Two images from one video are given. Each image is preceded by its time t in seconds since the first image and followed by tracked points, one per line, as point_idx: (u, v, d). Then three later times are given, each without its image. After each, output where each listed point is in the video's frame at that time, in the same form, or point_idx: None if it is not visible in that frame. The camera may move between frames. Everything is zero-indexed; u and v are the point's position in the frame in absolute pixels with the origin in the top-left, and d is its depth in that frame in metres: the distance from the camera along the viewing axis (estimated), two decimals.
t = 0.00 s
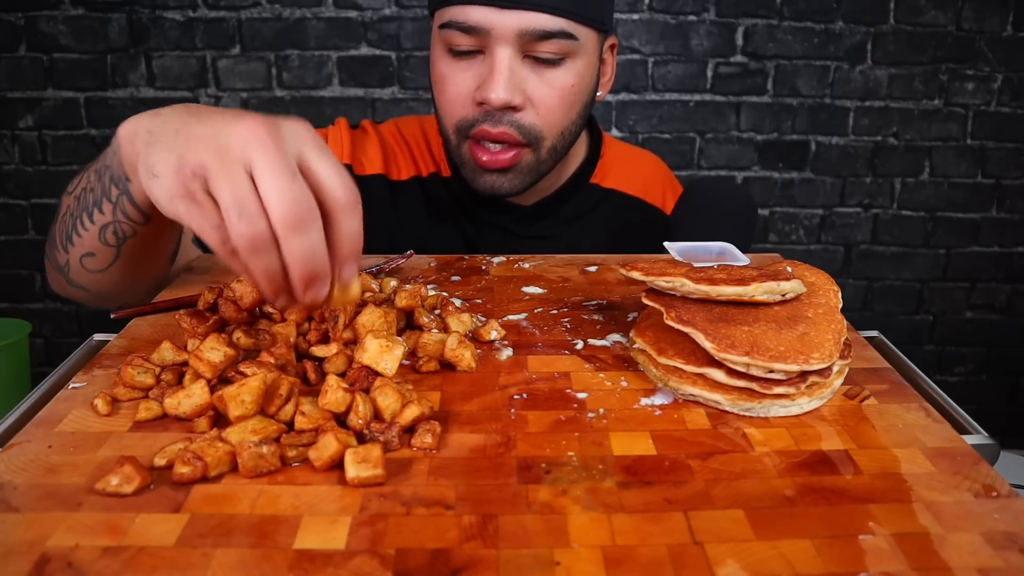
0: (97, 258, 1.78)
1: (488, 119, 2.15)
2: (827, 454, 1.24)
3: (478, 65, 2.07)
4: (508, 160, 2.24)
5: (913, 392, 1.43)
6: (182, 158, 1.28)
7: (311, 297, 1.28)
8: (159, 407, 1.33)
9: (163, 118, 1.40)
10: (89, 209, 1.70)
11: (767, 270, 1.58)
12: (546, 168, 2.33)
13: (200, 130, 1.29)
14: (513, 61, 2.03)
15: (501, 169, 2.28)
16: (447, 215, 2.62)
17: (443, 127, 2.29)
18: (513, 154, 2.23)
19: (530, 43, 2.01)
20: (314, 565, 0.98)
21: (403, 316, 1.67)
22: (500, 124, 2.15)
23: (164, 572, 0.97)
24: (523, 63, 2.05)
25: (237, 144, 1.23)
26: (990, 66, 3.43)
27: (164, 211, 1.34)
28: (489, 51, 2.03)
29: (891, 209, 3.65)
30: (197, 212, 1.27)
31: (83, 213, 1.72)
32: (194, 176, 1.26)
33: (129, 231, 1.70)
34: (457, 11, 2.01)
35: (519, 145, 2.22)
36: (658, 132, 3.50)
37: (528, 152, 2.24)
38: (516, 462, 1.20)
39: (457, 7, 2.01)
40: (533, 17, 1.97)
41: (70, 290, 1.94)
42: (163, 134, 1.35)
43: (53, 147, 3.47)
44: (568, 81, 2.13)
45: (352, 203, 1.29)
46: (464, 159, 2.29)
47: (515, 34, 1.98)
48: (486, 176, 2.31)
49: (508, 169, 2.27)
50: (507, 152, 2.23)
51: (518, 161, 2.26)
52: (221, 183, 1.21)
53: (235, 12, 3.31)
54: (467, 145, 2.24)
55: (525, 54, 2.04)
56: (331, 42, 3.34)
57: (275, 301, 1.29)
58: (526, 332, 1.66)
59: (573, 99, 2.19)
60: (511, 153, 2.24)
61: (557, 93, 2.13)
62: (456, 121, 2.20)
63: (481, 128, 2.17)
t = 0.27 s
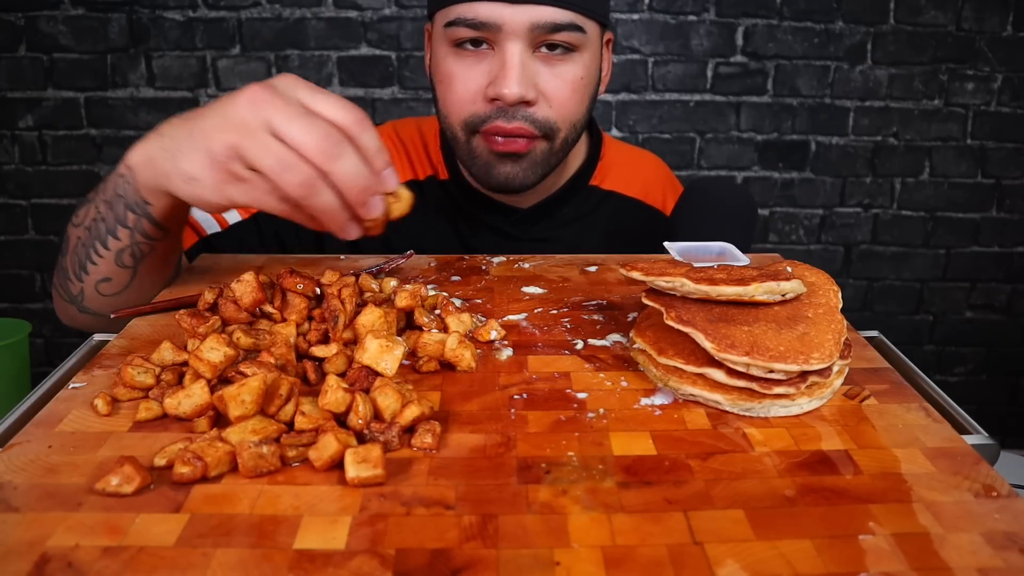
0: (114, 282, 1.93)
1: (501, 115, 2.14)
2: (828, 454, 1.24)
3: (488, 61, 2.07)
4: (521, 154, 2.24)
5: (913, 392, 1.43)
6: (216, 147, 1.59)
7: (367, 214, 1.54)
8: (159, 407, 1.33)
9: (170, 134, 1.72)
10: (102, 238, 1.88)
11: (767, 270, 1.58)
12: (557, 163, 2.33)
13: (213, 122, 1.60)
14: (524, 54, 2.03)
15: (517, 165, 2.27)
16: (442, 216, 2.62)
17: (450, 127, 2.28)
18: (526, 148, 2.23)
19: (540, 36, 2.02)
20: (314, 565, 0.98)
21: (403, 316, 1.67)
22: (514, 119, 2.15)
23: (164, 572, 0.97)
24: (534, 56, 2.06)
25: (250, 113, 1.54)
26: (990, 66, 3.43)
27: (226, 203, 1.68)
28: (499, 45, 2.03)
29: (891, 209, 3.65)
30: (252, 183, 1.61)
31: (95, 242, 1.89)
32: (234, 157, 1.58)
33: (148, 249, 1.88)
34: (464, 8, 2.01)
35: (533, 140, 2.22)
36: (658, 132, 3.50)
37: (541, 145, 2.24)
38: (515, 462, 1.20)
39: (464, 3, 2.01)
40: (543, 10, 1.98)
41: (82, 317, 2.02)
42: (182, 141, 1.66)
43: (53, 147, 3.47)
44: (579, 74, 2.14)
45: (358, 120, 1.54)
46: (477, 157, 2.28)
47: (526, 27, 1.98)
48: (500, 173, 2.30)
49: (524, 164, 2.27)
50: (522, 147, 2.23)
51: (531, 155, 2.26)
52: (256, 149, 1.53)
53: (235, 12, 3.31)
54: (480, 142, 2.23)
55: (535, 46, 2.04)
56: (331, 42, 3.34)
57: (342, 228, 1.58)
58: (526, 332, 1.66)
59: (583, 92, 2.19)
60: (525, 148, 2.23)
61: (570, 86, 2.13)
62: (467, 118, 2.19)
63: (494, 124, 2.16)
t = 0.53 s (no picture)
0: (123, 279, 1.95)
1: (491, 115, 2.14)
2: (828, 454, 1.24)
3: (477, 61, 2.07)
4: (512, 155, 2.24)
5: (913, 392, 1.43)
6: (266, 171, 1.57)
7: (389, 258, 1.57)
8: (159, 407, 1.33)
9: (216, 149, 1.71)
10: (122, 236, 1.89)
11: (767, 270, 1.58)
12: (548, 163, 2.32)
13: (266, 148, 1.58)
14: (512, 53, 2.03)
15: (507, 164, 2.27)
16: (440, 217, 2.62)
17: (440, 128, 2.27)
18: (517, 149, 2.23)
19: (528, 34, 2.02)
20: (314, 565, 0.98)
21: (403, 316, 1.66)
22: (503, 119, 2.14)
23: (164, 572, 0.97)
24: (523, 55, 2.06)
25: (308, 147, 1.53)
26: (990, 66, 3.43)
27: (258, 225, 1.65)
28: (487, 44, 2.03)
29: (891, 209, 3.65)
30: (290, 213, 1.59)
31: (113, 238, 1.91)
32: (280, 185, 1.56)
33: (164, 253, 1.89)
34: (452, 8, 2.02)
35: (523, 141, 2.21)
36: (658, 132, 3.50)
37: (531, 146, 2.23)
38: (516, 462, 1.20)
39: (452, 3, 2.01)
40: (530, 9, 1.97)
41: (79, 309, 2.04)
42: (229, 160, 1.66)
43: (53, 147, 3.47)
44: (569, 73, 2.13)
45: (400, 173, 1.53)
46: (468, 158, 2.28)
47: (514, 26, 1.98)
48: (491, 173, 2.30)
49: (514, 164, 2.27)
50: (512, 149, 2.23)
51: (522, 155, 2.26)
52: (305, 183, 1.52)
53: (235, 12, 3.30)
54: (470, 143, 2.23)
55: (523, 45, 2.04)
56: (331, 42, 3.34)
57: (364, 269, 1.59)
58: (526, 332, 1.66)
59: (574, 91, 2.19)
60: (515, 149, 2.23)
61: (559, 85, 2.13)
62: (456, 119, 2.19)
63: (484, 125, 2.16)
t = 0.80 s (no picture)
0: (112, 286, 1.95)
1: (491, 115, 2.14)
2: (828, 454, 1.24)
3: (477, 60, 2.08)
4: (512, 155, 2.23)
5: (913, 392, 1.43)
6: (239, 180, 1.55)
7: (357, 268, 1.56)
8: (159, 408, 1.33)
9: (195, 157, 1.69)
10: (110, 242, 1.90)
11: (767, 269, 1.58)
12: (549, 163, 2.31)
13: (243, 156, 1.58)
14: (512, 52, 2.03)
15: (507, 165, 2.27)
16: (439, 217, 2.62)
17: (440, 128, 2.27)
18: (517, 149, 2.22)
19: (529, 34, 2.02)
20: (314, 565, 0.98)
21: (403, 316, 1.66)
22: (502, 119, 2.14)
23: (164, 572, 0.97)
24: (523, 54, 2.06)
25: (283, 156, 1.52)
26: (990, 66, 3.43)
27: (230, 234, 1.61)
28: (488, 43, 2.04)
29: (891, 209, 3.65)
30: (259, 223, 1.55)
31: (102, 245, 1.91)
32: (251, 193, 1.53)
33: (150, 260, 1.89)
34: (453, 7, 2.02)
35: (523, 140, 2.20)
36: (658, 132, 3.50)
37: (532, 146, 2.23)
38: (516, 462, 1.20)
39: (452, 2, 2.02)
40: (531, 7, 1.98)
41: (74, 317, 2.05)
42: (207, 168, 1.64)
43: (53, 147, 3.47)
44: (569, 72, 2.13)
45: (379, 183, 1.53)
46: (468, 158, 2.27)
47: (514, 25, 1.99)
48: (490, 174, 2.30)
49: (514, 166, 2.27)
50: (513, 148, 2.22)
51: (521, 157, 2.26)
52: (278, 191, 1.50)
53: (235, 12, 3.30)
54: (470, 142, 2.23)
55: (524, 44, 2.04)
56: (331, 42, 3.34)
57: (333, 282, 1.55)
58: (526, 332, 1.66)
59: (575, 91, 2.18)
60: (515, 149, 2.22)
61: (559, 84, 2.13)
62: (456, 118, 2.19)
63: (484, 124, 2.16)
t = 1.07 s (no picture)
0: (114, 285, 1.95)
1: (490, 113, 2.14)
2: (828, 454, 1.24)
3: (476, 59, 2.08)
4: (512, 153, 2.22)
5: (913, 392, 1.43)
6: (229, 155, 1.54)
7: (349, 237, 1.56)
8: (159, 407, 1.33)
9: (188, 141, 1.71)
10: (109, 239, 1.90)
11: (767, 270, 1.58)
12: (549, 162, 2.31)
13: (229, 132, 1.57)
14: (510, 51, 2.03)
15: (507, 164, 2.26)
16: (439, 216, 2.63)
17: (440, 127, 2.27)
18: (517, 147, 2.21)
19: (528, 32, 2.02)
20: (314, 565, 0.98)
21: (403, 316, 1.66)
22: (501, 117, 2.14)
23: (164, 573, 0.97)
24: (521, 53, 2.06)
25: (271, 128, 1.51)
26: (990, 66, 3.43)
27: (224, 211, 1.63)
28: (487, 42, 2.04)
29: (891, 209, 3.65)
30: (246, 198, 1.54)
31: (101, 243, 1.92)
32: (239, 167, 1.52)
33: (150, 254, 1.90)
34: (452, 6, 2.02)
35: (523, 138, 2.20)
36: (658, 132, 3.50)
37: (532, 144, 2.22)
38: (516, 462, 1.20)
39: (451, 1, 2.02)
40: (530, 6, 1.98)
41: (80, 322, 2.04)
42: (197, 148, 1.64)
43: (53, 147, 3.47)
44: (568, 71, 2.13)
45: (365, 150, 1.54)
46: (467, 156, 2.27)
47: (513, 23, 1.99)
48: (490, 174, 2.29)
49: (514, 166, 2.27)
50: (512, 146, 2.21)
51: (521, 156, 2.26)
52: (263, 163, 1.49)
53: (235, 12, 3.30)
54: (469, 141, 2.22)
55: (522, 43, 2.04)
56: (331, 42, 3.34)
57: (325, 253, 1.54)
58: (526, 332, 1.66)
59: (574, 90, 2.18)
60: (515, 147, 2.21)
61: (558, 83, 2.13)
62: (455, 117, 2.19)
63: (483, 122, 2.16)
